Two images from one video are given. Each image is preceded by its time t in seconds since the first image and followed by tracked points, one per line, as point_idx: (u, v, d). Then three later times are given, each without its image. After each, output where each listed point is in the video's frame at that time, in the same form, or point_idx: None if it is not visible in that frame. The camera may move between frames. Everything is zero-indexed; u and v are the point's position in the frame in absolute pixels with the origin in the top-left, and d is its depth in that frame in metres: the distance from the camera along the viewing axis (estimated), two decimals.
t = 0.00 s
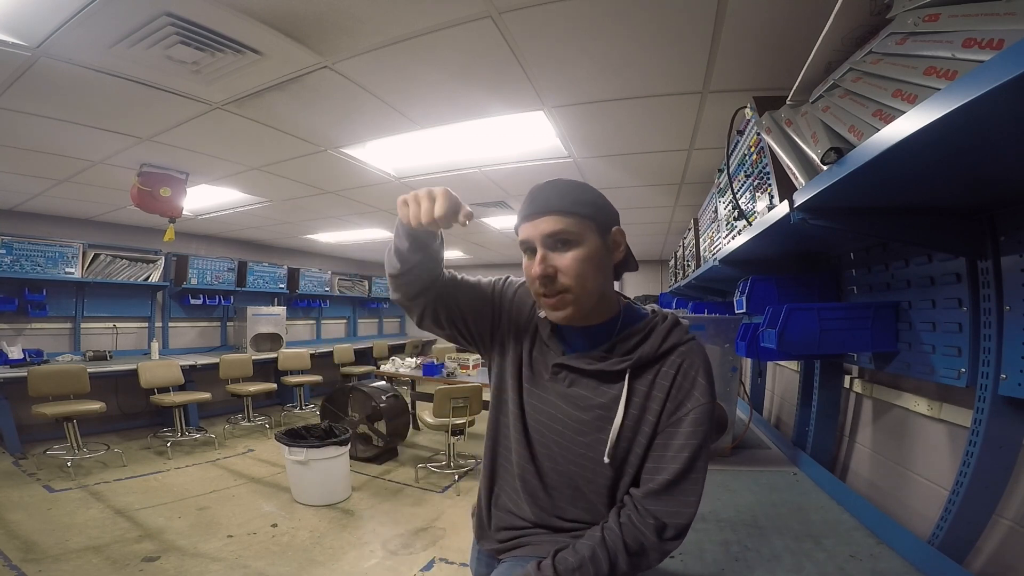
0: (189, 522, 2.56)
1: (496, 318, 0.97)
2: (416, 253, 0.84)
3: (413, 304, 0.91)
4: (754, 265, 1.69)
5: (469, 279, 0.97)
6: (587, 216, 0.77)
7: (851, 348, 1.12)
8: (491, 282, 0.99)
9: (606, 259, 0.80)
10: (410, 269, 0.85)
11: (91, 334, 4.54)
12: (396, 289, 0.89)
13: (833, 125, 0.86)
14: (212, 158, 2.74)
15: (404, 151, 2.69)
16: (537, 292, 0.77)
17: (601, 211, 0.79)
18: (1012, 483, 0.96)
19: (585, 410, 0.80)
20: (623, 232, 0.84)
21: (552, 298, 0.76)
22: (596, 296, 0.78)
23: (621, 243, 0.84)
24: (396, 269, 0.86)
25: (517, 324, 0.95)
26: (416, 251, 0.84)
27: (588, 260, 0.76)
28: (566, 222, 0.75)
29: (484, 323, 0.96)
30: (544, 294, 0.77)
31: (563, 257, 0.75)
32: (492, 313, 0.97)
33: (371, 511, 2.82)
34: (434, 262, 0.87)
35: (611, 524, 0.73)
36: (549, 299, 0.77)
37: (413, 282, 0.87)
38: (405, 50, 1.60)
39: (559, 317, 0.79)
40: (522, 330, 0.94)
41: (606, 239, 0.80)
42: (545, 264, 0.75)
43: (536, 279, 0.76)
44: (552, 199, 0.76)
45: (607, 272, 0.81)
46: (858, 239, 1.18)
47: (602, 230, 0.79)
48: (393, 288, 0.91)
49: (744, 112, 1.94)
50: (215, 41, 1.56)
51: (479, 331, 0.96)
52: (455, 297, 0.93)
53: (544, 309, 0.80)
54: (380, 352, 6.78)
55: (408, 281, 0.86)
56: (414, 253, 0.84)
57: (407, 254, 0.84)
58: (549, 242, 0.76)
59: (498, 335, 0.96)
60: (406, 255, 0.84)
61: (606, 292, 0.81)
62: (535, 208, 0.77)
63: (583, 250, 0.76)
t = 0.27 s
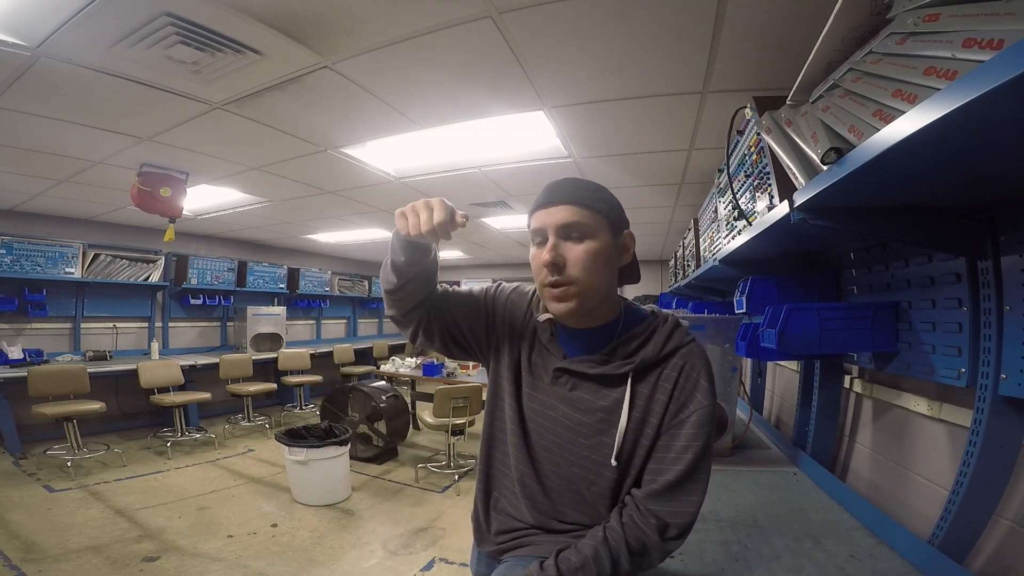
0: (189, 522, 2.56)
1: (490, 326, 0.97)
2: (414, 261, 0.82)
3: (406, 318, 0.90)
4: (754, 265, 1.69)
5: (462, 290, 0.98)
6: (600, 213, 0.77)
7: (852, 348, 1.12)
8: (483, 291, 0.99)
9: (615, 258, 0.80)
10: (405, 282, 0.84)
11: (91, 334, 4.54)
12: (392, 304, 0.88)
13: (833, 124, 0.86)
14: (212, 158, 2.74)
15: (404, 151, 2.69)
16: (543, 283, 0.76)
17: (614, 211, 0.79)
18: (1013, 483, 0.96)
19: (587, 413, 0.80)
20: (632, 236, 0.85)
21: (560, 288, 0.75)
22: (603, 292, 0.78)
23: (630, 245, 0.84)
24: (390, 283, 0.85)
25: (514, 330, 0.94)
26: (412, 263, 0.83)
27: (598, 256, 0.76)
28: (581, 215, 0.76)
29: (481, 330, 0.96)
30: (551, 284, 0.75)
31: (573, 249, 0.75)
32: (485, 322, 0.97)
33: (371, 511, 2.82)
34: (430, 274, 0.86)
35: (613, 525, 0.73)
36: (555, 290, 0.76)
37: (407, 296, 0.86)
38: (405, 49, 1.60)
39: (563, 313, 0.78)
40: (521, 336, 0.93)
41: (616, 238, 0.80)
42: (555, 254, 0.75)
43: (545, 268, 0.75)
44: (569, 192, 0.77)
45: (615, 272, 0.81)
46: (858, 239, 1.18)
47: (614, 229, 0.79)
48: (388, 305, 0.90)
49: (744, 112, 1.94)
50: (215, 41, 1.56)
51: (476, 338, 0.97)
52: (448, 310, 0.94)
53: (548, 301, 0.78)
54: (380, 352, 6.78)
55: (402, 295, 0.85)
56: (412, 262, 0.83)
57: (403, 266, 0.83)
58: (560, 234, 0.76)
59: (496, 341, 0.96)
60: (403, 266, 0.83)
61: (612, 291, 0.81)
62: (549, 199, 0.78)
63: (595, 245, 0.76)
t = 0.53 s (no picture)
0: (189, 522, 2.56)
1: (487, 323, 0.97)
2: (418, 255, 0.83)
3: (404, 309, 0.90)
4: (754, 265, 1.69)
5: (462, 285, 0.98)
6: (606, 214, 0.77)
7: (851, 348, 1.12)
8: (482, 286, 0.99)
9: (618, 259, 0.80)
10: (407, 274, 0.84)
11: (91, 334, 4.54)
12: (390, 296, 0.88)
13: (833, 125, 0.87)
14: (212, 158, 2.74)
15: (404, 151, 2.69)
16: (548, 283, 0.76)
17: (618, 212, 0.79)
18: (1013, 483, 0.96)
19: (586, 414, 0.80)
20: (635, 237, 0.85)
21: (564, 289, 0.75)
22: (605, 293, 0.78)
23: (632, 246, 0.84)
24: (391, 272, 0.85)
25: (512, 330, 0.93)
26: (416, 257, 0.83)
27: (603, 257, 0.76)
28: (586, 216, 0.76)
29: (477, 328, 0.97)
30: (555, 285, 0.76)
31: (578, 250, 0.75)
32: (482, 320, 0.97)
33: (371, 511, 2.82)
34: (433, 269, 0.87)
35: (612, 525, 0.73)
36: (560, 290, 0.76)
37: (407, 288, 0.86)
38: (405, 50, 1.60)
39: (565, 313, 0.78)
40: (519, 336, 0.92)
41: (619, 239, 0.80)
42: (561, 255, 0.75)
43: (548, 269, 0.75)
44: (575, 192, 0.76)
45: (617, 273, 0.81)
46: (858, 239, 1.18)
47: (617, 230, 0.80)
48: (386, 295, 0.90)
49: (744, 112, 1.94)
50: (215, 41, 1.56)
51: (471, 335, 0.98)
52: (444, 304, 0.94)
53: (552, 302, 0.78)
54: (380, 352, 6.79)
55: (403, 287, 0.85)
56: (416, 256, 0.83)
57: (410, 257, 0.83)
58: (565, 234, 0.76)
59: (492, 339, 0.95)
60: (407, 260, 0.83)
61: (613, 292, 0.82)
62: (554, 199, 0.77)
63: (600, 247, 0.76)
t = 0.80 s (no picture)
0: (189, 522, 2.56)
1: (479, 328, 0.96)
2: (407, 261, 0.82)
3: (393, 317, 0.89)
4: (754, 265, 1.69)
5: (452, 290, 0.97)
6: (614, 221, 0.78)
7: (851, 348, 1.12)
8: (473, 289, 0.98)
9: (622, 265, 0.81)
10: (395, 282, 0.83)
11: (91, 334, 4.54)
12: (378, 305, 0.87)
13: (834, 124, 0.86)
14: (212, 158, 2.74)
15: (404, 151, 2.69)
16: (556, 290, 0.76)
17: (622, 218, 0.80)
18: (1013, 483, 0.96)
19: (583, 415, 0.80)
20: (636, 241, 0.85)
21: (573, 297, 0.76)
22: (611, 299, 0.79)
23: (633, 251, 0.85)
24: (380, 280, 0.84)
25: (504, 334, 0.93)
26: (403, 264, 0.82)
27: (611, 265, 0.77)
28: (597, 225, 0.76)
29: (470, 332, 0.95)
30: (564, 292, 0.76)
31: (590, 258, 0.75)
32: (474, 324, 0.96)
33: (371, 511, 2.82)
34: (422, 275, 0.86)
35: (603, 522, 0.74)
36: (569, 299, 0.76)
37: (396, 296, 0.85)
38: (405, 49, 1.60)
39: (571, 319, 0.79)
40: (514, 338, 0.92)
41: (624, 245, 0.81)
42: (573, 263, 0.75)
43: (559, 277, 0.75)
44: (586, 199, 0.76)
45: (621, 278, 0.83)
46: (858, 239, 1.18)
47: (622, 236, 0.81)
48: (373, 303, 0.89)
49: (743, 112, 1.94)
50: (215, 41, 1.56)
51: (463, 340, 0.96)
52: (434, 310, 0.93)
53: (558, 309, 0.78)
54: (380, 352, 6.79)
55: (392, 294, 0.85)
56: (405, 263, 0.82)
57: (398, 264, 0.82)
58: (575, 241, 0.76)
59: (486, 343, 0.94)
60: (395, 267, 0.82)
61: (617, 298, 0.83)
62: (565, 205, 0.76)
63: (609, 254, 0.76)
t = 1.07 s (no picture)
0: (189, 522, 2.56)
1: (470, 330, 0.95)
2: (395, 268, 0.82)
3: (383, 322, 0.89)
4: (754, 265, 1.69)
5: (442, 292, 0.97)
6: (597, 219, 0.78)
7: (852, 348, 1.12)
8: (463, 292, 0.98)
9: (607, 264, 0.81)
10: (384, 288, 0.84)
11: (91, 334, 4.54)
12: (367, 310, 0.87)
13: (833, 125, 0.87)
14: (212, 158, 2.74)
15: (404, 151, 2.69)
16: (541, 289, 0.76)
17: (607, 216, 0.80)
18: (1013, 483, 0.96)
19: (575, 414, 0.80)
20: (622, 238, 0.85)
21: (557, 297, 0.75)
22: (598, 298, 0.79)
23: (620, 249, 0.85)
24: (367, 287, 0.85)
25: (496, 336, 0.92)
26: (391, 270, 0.83)
27: (596, 263, 0.77)
28: (580, 224, 0.76)
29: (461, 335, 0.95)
30: (548, 292, 0.75)
31: (573, 257, 0.75)
32: (466, 327, 0.95)
33: (371, 511, 2.82)
34: (410, 281, 0.86)
35: (598, 525, 0.73)
36: (556, 300, 0.75)
37: (385, 302, 0.85)
38: (405, 49, 1.60)
39: (557, 318, 0.78)
40: (505, 340, 0.92)
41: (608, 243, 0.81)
42: (556, 262, 0.74)
43: (543, 276, 0.75)
44: (568, 198, 0.76)
45: (607, 276, 0.82)
46: (858, 239, 1.18)
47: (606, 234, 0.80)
48: (363, 310, 0.89)
49: (743, 112, 1.94)
50: (215, 41, 1.56)
51: (455, 343, 0.95)
52: (425, 314, 0.93)
53: (546, 310, 0.78)
54: (380, 352, 6.79)
55: (381, 301, 0.85)
56: (393, 269, 0.82)
57: (384, 272, 0.83)
58: (558, 240, 0.76)
59: (477, 345, 0.94)
60: (382, 274, 0.83)
61: (604, 296, 0.82)
62: (547, 203, 0.76)
63: (592, 252, 0.76)
